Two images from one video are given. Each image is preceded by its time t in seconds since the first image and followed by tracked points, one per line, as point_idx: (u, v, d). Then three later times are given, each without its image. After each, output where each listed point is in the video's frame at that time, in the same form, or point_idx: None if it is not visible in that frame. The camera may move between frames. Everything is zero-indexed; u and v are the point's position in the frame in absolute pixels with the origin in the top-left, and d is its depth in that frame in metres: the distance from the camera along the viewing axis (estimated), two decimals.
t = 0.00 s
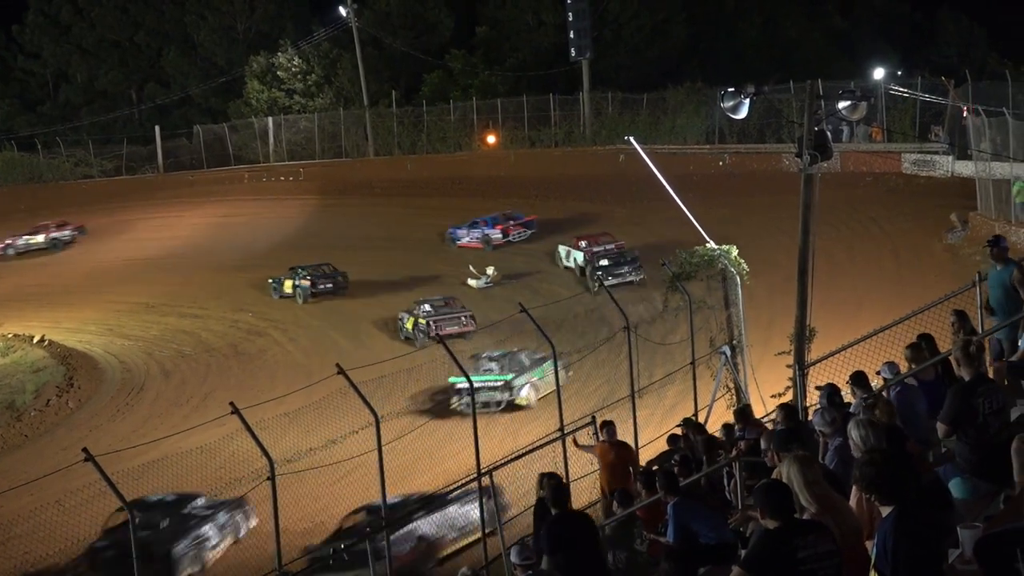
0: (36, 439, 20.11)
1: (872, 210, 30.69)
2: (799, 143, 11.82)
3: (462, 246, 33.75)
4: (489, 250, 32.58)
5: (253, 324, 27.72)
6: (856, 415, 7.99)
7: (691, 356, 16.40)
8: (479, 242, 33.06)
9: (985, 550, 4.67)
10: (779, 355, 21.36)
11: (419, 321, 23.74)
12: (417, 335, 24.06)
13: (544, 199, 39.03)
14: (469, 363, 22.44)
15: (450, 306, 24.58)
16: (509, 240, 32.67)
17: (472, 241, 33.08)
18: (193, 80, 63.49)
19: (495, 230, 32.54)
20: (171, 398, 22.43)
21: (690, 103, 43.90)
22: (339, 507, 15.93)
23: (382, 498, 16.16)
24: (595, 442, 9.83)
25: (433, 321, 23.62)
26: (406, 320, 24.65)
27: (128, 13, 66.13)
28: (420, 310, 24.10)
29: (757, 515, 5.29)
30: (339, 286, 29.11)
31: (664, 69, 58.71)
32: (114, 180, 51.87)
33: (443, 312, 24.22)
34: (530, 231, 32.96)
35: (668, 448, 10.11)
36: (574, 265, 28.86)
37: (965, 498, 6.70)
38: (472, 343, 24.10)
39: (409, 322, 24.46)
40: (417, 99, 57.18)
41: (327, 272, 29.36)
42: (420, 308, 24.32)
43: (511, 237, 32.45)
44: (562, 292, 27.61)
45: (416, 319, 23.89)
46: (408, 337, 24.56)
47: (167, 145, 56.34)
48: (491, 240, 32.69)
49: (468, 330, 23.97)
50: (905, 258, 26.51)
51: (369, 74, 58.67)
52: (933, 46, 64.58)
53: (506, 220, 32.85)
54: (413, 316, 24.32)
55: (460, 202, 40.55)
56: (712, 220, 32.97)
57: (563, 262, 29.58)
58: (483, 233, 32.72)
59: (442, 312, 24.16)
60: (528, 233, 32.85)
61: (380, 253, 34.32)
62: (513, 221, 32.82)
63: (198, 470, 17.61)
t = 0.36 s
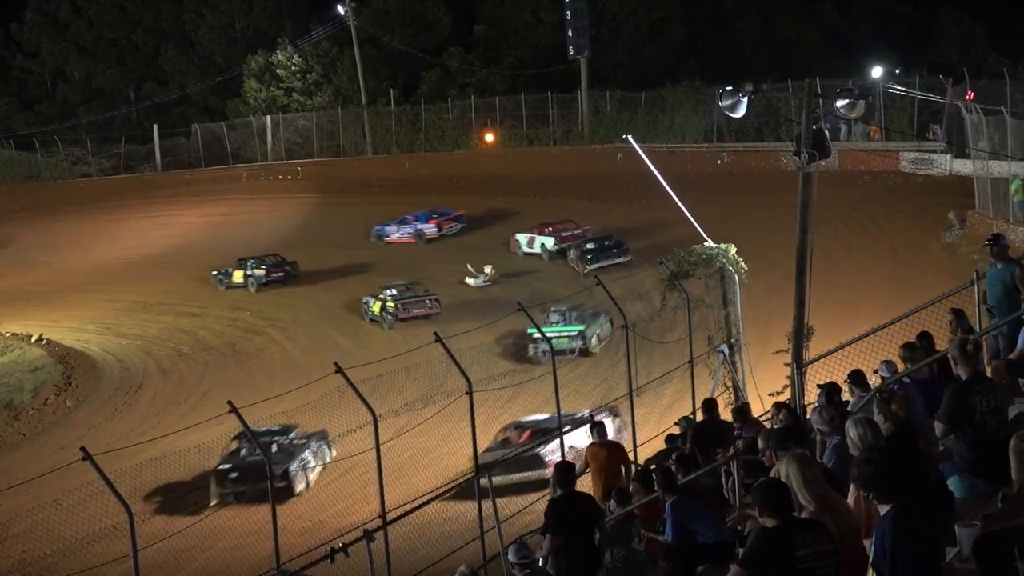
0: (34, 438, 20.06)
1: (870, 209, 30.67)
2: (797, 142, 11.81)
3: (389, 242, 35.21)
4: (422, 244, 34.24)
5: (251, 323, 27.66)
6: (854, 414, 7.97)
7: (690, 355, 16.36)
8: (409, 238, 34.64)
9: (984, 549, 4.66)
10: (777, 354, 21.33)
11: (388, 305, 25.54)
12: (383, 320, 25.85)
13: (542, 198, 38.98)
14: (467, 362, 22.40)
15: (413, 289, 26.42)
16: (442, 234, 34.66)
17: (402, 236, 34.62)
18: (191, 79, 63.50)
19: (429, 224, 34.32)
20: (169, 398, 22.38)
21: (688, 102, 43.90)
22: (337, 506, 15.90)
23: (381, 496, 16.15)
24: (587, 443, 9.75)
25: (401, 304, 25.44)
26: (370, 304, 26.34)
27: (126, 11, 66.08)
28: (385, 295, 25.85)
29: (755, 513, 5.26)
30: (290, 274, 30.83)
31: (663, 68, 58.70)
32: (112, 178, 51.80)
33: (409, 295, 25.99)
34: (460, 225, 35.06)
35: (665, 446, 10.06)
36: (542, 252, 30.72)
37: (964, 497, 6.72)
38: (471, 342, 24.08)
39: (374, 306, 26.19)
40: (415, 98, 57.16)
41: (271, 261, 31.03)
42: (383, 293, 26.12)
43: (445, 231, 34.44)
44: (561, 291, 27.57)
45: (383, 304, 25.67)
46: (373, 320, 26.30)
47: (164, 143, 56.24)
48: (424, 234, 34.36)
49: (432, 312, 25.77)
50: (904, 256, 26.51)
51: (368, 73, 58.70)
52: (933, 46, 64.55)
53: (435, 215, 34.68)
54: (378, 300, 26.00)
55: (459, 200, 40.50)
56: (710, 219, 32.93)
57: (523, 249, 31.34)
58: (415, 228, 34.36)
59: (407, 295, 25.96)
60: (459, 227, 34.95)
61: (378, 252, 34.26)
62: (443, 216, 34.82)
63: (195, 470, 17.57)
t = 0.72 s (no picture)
0: (31, 438, 20.03)
1: (868, 209, 30.68)
2: (794, 142, 11.80)
3: (306, 243, 36.37)
4: (342, 243, 35.69)
5: (248, 323, 27.63)
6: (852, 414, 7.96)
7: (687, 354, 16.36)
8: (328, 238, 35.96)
9: (983, 548, 4.64)
10: (774, 354, 21.32)
11: (350, 291, 27.07)
12: (344, 305, 27.34)
13: (540, 198, 38.97)
14: (464, 362, 22.39)
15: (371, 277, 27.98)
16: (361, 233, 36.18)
17: (322, 237, 35.89)
18: (188, 78, 63.48)
19: (349, 224, 35.79)
20: (166, 397, 22.35)
21: (685, 102, 43.93)
22: (335, 506, 15.88)
23: (378, 495, 16.19)
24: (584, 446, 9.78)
25: (363, 290, 27.04)
26: (330, 291, 27.86)
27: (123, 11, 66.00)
28: (345, 282, 27.37)
29: (753, 512, 5.26)
30: (228, 268, 32.25)
31: (660, 68, 58.71)
32: (110, 178, 51.74)
33: (367, 283, 27.55)
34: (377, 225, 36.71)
35: (662, 446, 10.08)
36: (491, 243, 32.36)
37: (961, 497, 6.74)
38: (468, 341, 24.06)
39: (334, 292, 27.79)
40: (413, 98, 57.14)
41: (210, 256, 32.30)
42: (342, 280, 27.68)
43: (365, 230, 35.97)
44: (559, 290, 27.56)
45: (344, 290, 27.20)
46: (333, 305, 27.89)
47: (162, 143, 56.17)
48: (344, 233, 35.86)
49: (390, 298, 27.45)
50: (901, 256, 26.52)
51: (365, 73, 58.70)
52: (931, 46, 64.46)
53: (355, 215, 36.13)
54: (338, 288, 27.51)
55: (456, 200, 40.48)
56: (708, 219, 32.92)
57: (467, 243, 32.87)
58: (335, 227, 35.84)
59: (366, 282, 27.49)
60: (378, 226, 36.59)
61: (375, 252, 34.23)
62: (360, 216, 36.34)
63: (193, 469, 17.57)
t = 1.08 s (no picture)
0: (33, 438, 20.08)
1: (870, 211, 30.70)
2: (796, 144, 11.78)
3: (223, 248, 36.99)
4: (259, 247, 36.54)
5: (250, 324, 27.69)
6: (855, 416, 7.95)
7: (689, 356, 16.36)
8: (244, 242, 36.68)
9: (985, 549, 4.65)
10: (776, 356, 21.33)
11: (310, 282, 28.64)
12: (306, 295, 28.91)
13: (541, 199, 39.05)
14: (466, 363, 22.43)
15: (328, 268, 29.62)
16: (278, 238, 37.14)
17: (239, 242, 36.59)
18: (190, 79, 63.57)
19: (265, 229, 36.66)
20: (168, 398, 22.39)
21: (687, 104, 44.00)
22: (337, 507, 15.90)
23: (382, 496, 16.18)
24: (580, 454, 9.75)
25: (324, 280, 28.59)
26: (290, 282, 29.43)
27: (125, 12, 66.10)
28: (306, 274, 28.93)
29: (755, 515, 5.26)
30: (163, 268, 33.57)
31: (662, 69, 58.78)
32: (112, 179, 51.84)
33: (325, 273, 29.12)
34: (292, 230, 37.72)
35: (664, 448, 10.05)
36: (434, 241, 33.84)
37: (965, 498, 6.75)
38: (470, 343, 24.09)
39: (296, 283, 29.38)
40: (415, 99, 57.17)
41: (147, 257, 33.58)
42: (303, 272, 29.26)
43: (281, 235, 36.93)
44: (560, 291, 27.61)
45: (306, 281, 28.73)
46: (293, 295, 29.47)
47: (164, 144, 56.24)
48: (260, 238, 36.69)
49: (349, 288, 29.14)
50: (903, 258, 26.53)
51: (367, 74, 58.78)
52: (933, 46, 64.41)
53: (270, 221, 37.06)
54: (298, 279, 29.07)
55: (458, 201, 40.55)
56: (710, 220, 32.95)
57: (407, 242, 34.17)
58: (251, 233, 36.57)
59: (323, 273, 29.04)
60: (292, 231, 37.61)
61: (376, 253, 34.28)
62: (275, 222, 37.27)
63: (196, 470, 17.59)
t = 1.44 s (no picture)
0: (39, 438, 20.17)
1: (875, 212, 30.67)
2: (802, 145, 11.76)
3: (137, 255, 37.66)
4: (175, 253, 37.34)
5: (255, 324, 27.78)
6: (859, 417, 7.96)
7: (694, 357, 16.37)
8: (159, 249, 37.43)
9: (990, 549, 4.65)
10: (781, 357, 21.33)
11: (269, 274, 30.43)
12: (266, 286, 30.63)
13: (546, 200, 39.14)
14: (472, 364, 22.49)
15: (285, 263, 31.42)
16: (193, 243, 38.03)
17: (154, 248, 37.35)
18: (196, 80, 63.72)
19: (181, 235, 37.50)
20: (174, 398, 22.48)
21: (692, 105, 44.05)
22: (343, 508, 15.93)
23: (386, 497, 16.18)
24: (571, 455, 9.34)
25: (284, 272, 30.43)
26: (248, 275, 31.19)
27: (130, 13, 66.23)
28: (265, 267, 30.72)
29: (761, 515, 5.28)
30: (96, 272, 34.84)
31: (667, 70, 58.79)
32: (118, 180, 51.95)
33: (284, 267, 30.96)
34: (207, 236, 38.67)
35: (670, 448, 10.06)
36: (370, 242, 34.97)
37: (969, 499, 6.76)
38: (475, 344, 24.12)
39: (254, 276, 31.16)
40: (420, 100, 57.21)
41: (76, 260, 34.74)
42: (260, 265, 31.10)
43: (196, 240, 37.84)
44: (565, 291, 27.66)
45: (266, 273, 30.51)
46: (250, 289, 31.18)
47: (170, 145, 56.35)
48: (176, 244, 37.47)
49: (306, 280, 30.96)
50: (909, 259, 26.49)
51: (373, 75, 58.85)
52: (938, 46, 64.30)
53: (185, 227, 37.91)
54: (257, 272, 30.83)
55: (462, 202, 40.61)
56: (715, 221, 32.97)
57: (341, 244, 35.12)
58: (166, 240, 37.36)
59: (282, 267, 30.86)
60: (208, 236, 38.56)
61: (380, 253, 34.36)
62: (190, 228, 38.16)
63: (201, 471, 17.65)
